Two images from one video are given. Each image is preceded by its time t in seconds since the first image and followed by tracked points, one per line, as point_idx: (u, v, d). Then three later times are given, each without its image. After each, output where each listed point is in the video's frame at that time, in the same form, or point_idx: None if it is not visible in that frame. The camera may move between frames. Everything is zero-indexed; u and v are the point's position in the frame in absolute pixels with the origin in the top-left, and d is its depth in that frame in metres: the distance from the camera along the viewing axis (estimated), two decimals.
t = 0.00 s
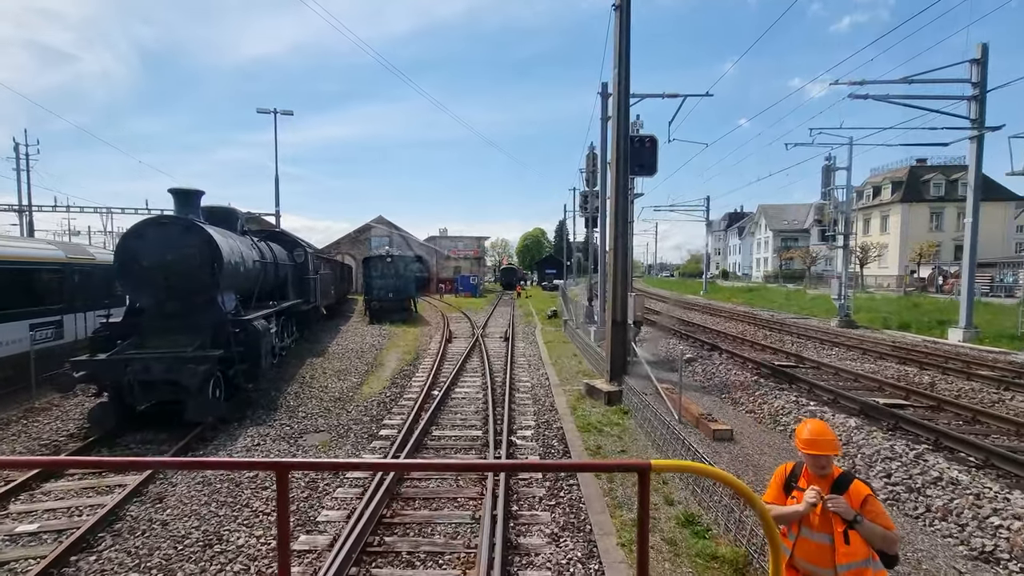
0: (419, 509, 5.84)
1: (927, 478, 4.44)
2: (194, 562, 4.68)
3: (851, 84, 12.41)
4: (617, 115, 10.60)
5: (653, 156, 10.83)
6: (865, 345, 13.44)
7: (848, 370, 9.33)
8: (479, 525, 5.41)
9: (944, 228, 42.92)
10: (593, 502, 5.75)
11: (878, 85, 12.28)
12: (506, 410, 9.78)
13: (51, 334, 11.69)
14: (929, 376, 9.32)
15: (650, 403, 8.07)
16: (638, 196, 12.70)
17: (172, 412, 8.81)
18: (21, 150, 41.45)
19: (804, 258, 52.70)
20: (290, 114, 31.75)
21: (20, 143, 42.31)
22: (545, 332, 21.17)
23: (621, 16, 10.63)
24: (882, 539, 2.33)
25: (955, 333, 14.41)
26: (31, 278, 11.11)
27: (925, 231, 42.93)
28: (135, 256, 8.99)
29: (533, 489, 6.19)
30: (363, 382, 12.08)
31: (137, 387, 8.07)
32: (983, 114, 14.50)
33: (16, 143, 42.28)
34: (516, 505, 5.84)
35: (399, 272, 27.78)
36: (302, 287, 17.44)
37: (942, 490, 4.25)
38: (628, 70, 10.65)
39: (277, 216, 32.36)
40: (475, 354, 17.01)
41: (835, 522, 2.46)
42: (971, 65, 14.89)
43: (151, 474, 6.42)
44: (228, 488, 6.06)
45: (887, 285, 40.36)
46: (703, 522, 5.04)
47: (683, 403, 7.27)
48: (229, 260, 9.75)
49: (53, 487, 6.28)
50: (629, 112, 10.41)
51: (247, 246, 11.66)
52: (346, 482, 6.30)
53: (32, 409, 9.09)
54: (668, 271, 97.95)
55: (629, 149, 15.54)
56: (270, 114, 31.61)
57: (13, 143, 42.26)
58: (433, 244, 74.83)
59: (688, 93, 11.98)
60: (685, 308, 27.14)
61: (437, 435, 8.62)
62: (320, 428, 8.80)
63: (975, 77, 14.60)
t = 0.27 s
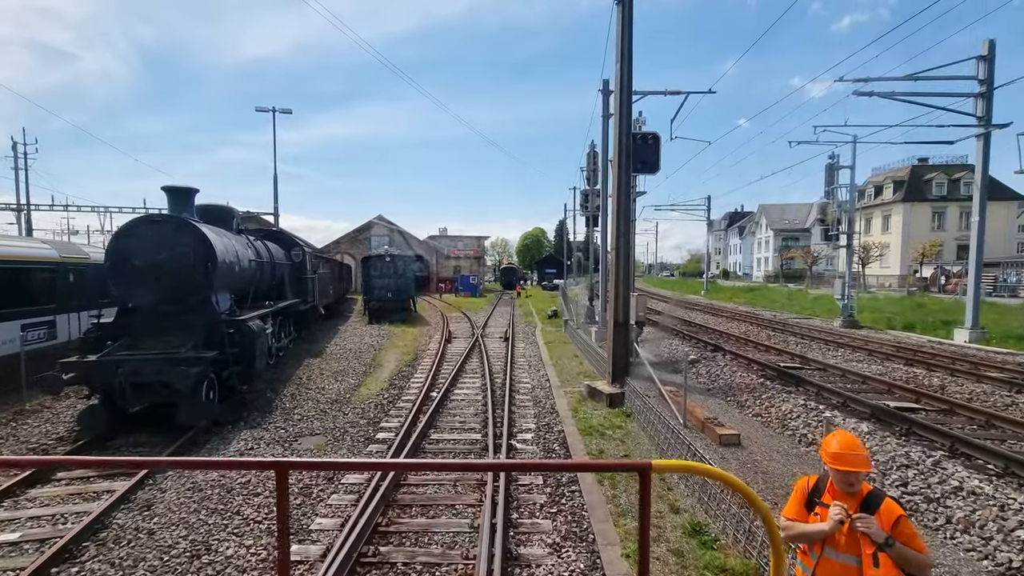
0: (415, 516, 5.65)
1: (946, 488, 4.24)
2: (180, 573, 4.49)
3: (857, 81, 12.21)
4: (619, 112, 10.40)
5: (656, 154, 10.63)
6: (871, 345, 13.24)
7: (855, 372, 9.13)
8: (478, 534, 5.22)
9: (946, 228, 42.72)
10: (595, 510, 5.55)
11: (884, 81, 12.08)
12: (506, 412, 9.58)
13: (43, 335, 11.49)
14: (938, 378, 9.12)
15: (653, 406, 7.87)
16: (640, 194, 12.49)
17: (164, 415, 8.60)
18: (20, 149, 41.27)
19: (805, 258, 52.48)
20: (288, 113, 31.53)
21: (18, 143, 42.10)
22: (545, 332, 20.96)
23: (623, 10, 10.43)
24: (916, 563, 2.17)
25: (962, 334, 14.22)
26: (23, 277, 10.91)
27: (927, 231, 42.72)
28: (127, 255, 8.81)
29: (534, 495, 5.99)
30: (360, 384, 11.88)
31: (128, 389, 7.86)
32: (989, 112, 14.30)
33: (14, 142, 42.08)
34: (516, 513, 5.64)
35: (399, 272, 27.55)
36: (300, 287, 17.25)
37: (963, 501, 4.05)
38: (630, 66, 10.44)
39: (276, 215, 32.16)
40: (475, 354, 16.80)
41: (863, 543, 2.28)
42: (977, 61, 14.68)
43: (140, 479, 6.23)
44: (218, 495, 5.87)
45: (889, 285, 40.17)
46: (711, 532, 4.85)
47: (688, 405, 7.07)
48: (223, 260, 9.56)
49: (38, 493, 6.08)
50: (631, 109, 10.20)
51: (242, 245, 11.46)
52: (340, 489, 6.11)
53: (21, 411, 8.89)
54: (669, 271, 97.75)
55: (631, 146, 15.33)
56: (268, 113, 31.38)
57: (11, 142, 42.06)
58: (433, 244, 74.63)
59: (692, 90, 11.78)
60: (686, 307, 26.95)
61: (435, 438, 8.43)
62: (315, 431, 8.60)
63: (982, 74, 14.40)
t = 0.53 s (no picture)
0: (412, 525, 5.46)
1: (965, 498, 4.06)
2: None
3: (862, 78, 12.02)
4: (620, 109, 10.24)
5: (658, 152, 10.46)
6: (875, 346, 13.05)
7: (862, 374, 8.94)
8: (476, 543, 5.04)
9: (947, 228, 42.56)
10: (598, 519, 5.38)
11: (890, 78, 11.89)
12: (505, 415, 9.39)
13: (35, 335, 11.27)
14: (946, 380, 8.93)
15: (656, 409, 7.69)
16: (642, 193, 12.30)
17: (156, 417, 8.42)
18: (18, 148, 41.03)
19: (805, 258, 52.32)
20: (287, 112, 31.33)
21: (15, 142, 41.84)
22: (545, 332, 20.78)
23: (625, 6, 10.25)
24: None
25: (966, 335, 14.04)
26: (14, 276, 10.70)
27: (928, 231, 42.56)
28: (117, 255, 8.62)
29: (534, 502, 5.82)
30: (358, 385, 11.68)
31: (118, 392, 7.67)
32: (995, 109, 14.13)
33: (11, 142, 41.83)
34: (516, 520, 5.46)
35: (398, 270, 27.27)
36: (297, 287, 17.06)
37: (984, 513, 3.87)
38: (632, 62, 10.26)
39: (274, 215, 31.92)
40: (474, 355, 16.61)
41: (893, 566, 2.11)
42: (983, 59, 14.50)
43: (129, 485, 6.05)
44: (208, 502, 5.69)
45: (890, 285, 40.02)
46: (718, 542, 4.68)
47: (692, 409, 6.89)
48: (217, 259, 9.37)
49: (22, 500, 5.88)
50: (633, 105, 10.02)
51: (237, 244, 11.27)
52: (333, 496, 5.93)
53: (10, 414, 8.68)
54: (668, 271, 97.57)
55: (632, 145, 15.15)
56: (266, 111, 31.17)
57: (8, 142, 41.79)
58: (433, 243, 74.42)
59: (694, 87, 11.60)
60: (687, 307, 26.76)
61: (433, 442, 8.25)
62: (310, 435, 8.41)
63: (987, 71, 14.22)
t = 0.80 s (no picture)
0: (407, 534, 5.28)
1: (984, 510, 3.90)
2: None
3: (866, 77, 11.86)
4: (621, 108, 10.06)
5: (659, 150, 10.27)
6: (879, 348, 12.89)
7: (867, 377, 8.79)
8: (474, 553, 4.86)
9: (947, 228, 42.49)
10: (599, 528, 5.21)
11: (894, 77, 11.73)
12: (504, 419, 9.21)
13: (26, 337, 11.06)
14: (953, 383, 8.78)
15: (658, 413, 7.52)
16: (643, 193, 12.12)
17: (146, 421, 8.22)
18: (15, 147, 40.79)
19: (804, 259, 52.22)
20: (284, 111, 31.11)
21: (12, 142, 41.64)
22: (544, 333, 20.60)
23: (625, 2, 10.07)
24: None
25: (970, 337, 13.92)
26: (3, 277, 10.48)
27: (928, 231, 42.48)
28: (106, 256, 8.44)
29: (534, 509, 5.65)
30: (354, 388, 11.51)
31: (107, 395, 7.47)
32: (999, 109, 14.00)
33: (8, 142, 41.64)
34: (514, 530, 5.29)
35: (396, 271, 27.07)
36: (294, 287, 16.87)
37: (1006, 526, 3.71)
38: (633, 59, 10.08)
39: (271, 215, 31.73)
40: (472, 356, 16.45)
41: None
42: (986, 58, 14.36)
43: (115, 493, 5.88)
44: (197, 511, 5.51)
45: (890, 286, 39.94)
46: (724, 554, 4.51)
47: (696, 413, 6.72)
48: (209, 259, 9.18)
49: (3, 508, 5.68)
50: (634, 103, 9.85)
51: (232, 244, 11.08)
52: (327, 504, 5.77)
53: None
54: (667, 272, 97.53)
55: (632, 144, 14.97)
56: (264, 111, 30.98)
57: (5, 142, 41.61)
58: (432, 243, 74.21)
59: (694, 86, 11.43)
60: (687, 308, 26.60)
61: (430, 446, 8.07)
62: (305, 439, 8.23)
63: (991, 71, 14.09)
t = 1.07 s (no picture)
0: (401, 544, 5.10)
1: (1005, 523, 3.73)
2: None
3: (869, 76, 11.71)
4: (622, 107, 9.90)
5: (661, 149, 10.09)
6: (882, 351, 12.72)
7: (873, 381, 8.61)
8: (470, 565, 4.67)
9: (947, 230, 42.37)
10: (601, 538, 5.03)
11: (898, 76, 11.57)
12: (503, 422, 9.03)
13: (16, 338, 10.85)
14: (960, 387, 8.61)
15: (660, 418, 7.34)
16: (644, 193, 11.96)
17: (137, 425, 8.02)
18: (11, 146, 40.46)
19: (804, 260, 52.06)
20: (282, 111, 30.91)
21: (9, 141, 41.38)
22: (543, 335, 20.41)
23: None
24: None
25: (974, 339, 13.76)
26: None
27: (928, 233, 42.36)
28: (96, 255, 8.25)
29: (533, 518, 5.47)
30: (350, 390, 11.32)
31: (94, 399, 7.27)
32: (1003, 109, 13.85)
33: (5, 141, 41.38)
34: (513, 540, 5.11)
35: (394, 272, 26.87)
36: (290, 288, 16.67)
37: None
38: (635, 56, 9.92)
39: (269, 215, 31.52)
40: (471, 358, 16.26)
41: None
42: (991, 57, 14.22)
43: (100, 500, 5.70)
44: (184, 520, 5.33)
45: (889, 288, 39.80)
46: (731, 567, 4.33)
47: (700, 418, 6.55)
48: (202, 259, 9.00)
49: None
50: (635, 101, 9.69)
51: (226, 244, 10.90)
52: (319, 512, 5.58)
53: None
54: (666, 273, 97.39)
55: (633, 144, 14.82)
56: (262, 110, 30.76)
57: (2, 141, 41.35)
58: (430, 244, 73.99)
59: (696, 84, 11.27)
60: (687, 309, 26.41)
61: (426, 450, 7.88)
62: (298, 443, 8.03)
63: (995, 70, 13.94)
